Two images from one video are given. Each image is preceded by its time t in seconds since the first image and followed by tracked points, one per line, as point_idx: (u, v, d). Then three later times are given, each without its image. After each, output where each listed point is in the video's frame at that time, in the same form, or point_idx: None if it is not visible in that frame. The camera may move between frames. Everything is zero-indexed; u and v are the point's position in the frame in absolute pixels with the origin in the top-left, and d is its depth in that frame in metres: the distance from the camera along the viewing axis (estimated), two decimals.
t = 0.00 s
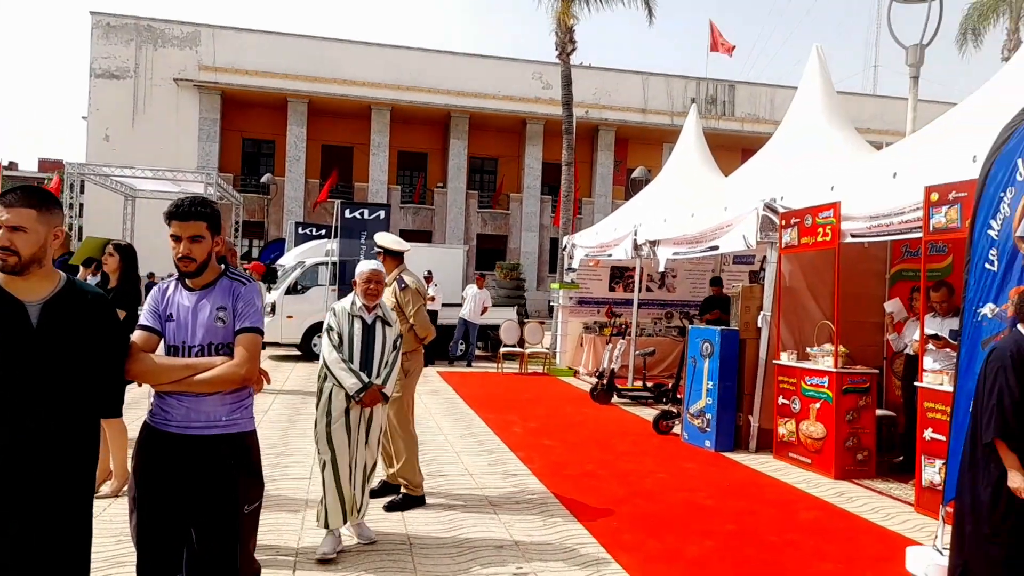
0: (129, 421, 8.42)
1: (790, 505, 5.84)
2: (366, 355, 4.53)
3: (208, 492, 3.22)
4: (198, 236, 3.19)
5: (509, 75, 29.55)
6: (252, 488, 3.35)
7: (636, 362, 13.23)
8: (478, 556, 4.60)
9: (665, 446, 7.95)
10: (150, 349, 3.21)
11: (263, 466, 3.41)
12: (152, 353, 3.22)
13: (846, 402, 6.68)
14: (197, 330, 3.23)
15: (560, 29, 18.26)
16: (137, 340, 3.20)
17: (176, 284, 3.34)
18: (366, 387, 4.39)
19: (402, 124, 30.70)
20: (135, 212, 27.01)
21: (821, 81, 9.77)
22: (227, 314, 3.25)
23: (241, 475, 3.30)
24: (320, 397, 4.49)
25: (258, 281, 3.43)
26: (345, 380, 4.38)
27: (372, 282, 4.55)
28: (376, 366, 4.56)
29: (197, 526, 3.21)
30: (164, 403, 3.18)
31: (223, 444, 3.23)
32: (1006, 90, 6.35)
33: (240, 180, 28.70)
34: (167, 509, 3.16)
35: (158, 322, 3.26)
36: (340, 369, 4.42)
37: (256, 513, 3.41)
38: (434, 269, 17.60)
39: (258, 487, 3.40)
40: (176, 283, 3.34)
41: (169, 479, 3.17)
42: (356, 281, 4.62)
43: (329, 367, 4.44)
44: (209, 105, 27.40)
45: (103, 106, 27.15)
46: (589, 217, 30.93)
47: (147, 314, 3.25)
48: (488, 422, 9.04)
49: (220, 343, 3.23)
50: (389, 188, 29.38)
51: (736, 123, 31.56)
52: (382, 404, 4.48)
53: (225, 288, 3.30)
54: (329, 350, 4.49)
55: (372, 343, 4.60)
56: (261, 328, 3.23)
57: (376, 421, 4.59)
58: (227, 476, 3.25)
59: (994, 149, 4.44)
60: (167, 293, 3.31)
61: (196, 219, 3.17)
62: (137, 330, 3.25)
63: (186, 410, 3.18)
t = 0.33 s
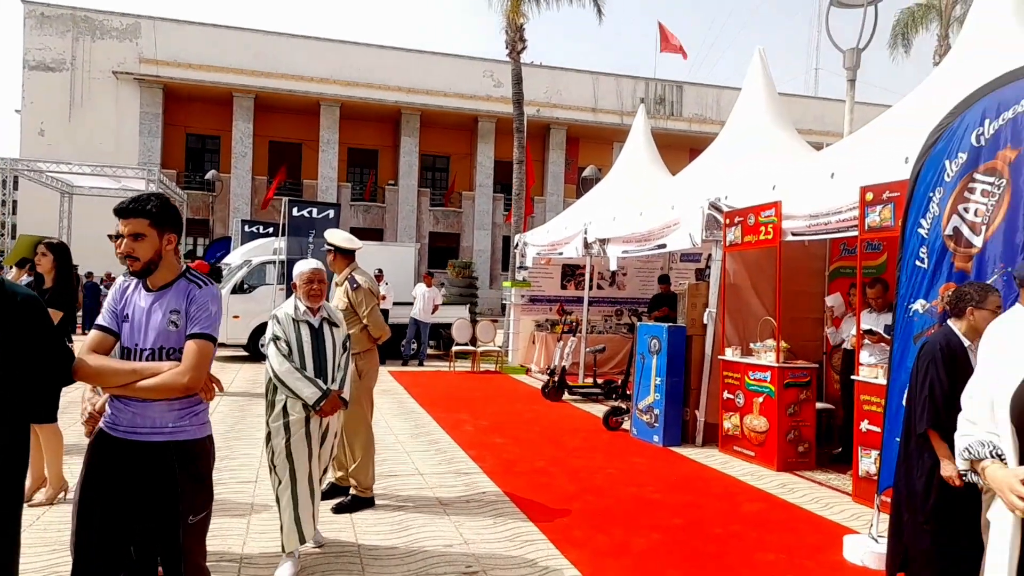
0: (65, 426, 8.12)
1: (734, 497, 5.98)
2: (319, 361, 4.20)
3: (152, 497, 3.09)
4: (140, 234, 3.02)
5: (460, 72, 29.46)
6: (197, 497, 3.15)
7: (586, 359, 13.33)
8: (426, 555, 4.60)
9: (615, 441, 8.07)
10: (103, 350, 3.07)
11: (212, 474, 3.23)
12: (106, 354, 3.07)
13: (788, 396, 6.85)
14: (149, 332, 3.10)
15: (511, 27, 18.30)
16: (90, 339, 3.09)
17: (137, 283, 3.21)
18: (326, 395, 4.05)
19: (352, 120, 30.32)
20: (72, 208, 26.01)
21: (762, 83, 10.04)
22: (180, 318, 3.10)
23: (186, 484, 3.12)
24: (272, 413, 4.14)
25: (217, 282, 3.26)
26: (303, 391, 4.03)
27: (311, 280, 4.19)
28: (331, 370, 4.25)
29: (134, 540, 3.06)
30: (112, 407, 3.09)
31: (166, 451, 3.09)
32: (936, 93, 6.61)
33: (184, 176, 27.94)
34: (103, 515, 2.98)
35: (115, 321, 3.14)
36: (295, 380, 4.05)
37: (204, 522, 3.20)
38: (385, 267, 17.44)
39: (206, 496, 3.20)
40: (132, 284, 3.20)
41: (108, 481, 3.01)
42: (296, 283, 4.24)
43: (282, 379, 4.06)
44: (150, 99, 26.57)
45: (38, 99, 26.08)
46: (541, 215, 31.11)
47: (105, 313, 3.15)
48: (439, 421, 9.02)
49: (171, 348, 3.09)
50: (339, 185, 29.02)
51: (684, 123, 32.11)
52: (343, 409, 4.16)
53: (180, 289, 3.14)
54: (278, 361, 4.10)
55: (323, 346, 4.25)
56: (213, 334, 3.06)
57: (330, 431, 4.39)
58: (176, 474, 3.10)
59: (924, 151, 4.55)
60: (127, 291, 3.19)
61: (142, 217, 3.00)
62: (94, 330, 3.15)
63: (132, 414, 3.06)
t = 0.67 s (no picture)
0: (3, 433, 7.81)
1: (685, 494, 6.09)
2: (268, 365, 4.12)
3: (100, 507, 2.91)
4: (90, 235, 2.89)
5: (417, 72, 29.32)
6: (145, 509, 2.93)
7: (543, 359, 13.41)
8: (378, 558, 4.56)
9: (571, 441, 8.14)
10: (69, 353, 2.99)
11: (167, 487, 3.02)
12: (72, 357, 2.99)
13: (738, 394, 7.00)
14: (109, 337, 2.97)
15: (467, 28, 18.28)
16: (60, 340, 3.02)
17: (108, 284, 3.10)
18: (274, 402, 3.95)
19: (307, 119, 29.90)
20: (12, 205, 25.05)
21: (715, 89, 10.24)
22: (136, 324, 2.95)
23: (132, 495, 2.90)
24: (220, 421, 4.05)
25: (181, 287, 3.07)
26: (249, 398, 3.94)
27: (256, 280, 4.09)
28: (282, 374, 4.18)
29: (80, 554, 2.86)
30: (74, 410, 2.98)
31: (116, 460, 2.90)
32: (881, 99, 6.82)
33: (131, 174, 27.19)
34: (48, 525, 2.83)
35: (85, 323, 3.04)
36: (239, 387, 3.96)
37: (156, 536, 2.99)
38: (341, 268, 17.24)
39: (157, 508, 2.98)
40: (101, 286, 3.10)
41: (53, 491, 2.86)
42: (241, 282, 4.14)
43: (228, 387, 3.96)
44: (96, 95, 25.78)
45: None
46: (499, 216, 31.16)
47: (76, 314, 3.07)
48: (395, 423, 8.96)
49: (127, 354, 2.95)
50: (294, 184, 28.61)
51: (640, 126, 32.51)
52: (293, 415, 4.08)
53: (140, 293, 2.98)
54: (222, 367, 4.00)
55: (272, 351, 4.17)
56: (166, 344, 2.89)
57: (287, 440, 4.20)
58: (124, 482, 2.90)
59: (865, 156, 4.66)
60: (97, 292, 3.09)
61: (90, 217, 2.88)
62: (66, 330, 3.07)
63: (84, 420, 2.92)
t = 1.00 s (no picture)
0: None
1: (640, 495, 6.16)
2: (231, 377, 3.98)
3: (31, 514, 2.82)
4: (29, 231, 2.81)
5: (378, 72, 29.10)
6: (78, 514, 2.85)
7: (502, 361, 13.46)
8: (331, 563, 4.51)
9: (529, 442, 8.17)
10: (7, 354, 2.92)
11: (103, 492, 2.94)
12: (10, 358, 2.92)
13: (692, 395, 7.11)
14: (46, 336, 2.89)
15: (427, 30, 18.24)
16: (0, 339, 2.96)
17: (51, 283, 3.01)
18: (228, 416, 3.77)
19: (264, 117, 29.41)
20: None
21: (671, 94, 10.41)
22: (73, 323, 2.85)
23: (63, 500, 2.82)
24: (180, 432, 3.93)
25: (123, 288, 2.97)
26: (200, 408, 3.76)
27: (231, 285, 4.02)
28: (245, 388, 4.01)
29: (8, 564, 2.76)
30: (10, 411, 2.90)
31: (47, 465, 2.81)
32: (830, 106, 6.99)
33: (80, 171, 26.41)
34: None
35: (26, 322, 2.97)
36: (195, 397, 3.80)
37: (91, 543, 2.91)
38: (297, 269, 17.01)
39: (91, 514, 2.90)
40: (45, 285, 3.02)
41: None
42: (215, 287, 4.06)
43: (184, 397, 3.83)
44: (43, 88, 24.98)
45: None
46: (459, 218, 31.14)
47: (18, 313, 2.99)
48: (352, 426, 8.87)
49: (62, 355, 2.85)
50: (250, 183, 28.15)
51: (600, 130, 32.80)
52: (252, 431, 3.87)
53: (79, 292, 2.89)
54: (183, 374, 3.90)
55: (237, 363, 4.02)
56: (100, 344, 2.79)
57: (250, 455, 3.97)
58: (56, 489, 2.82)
59: (814, 162, 4.78)
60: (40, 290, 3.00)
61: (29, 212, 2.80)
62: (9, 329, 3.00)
63: (18, 422, 2.84)
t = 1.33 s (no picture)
0: None
1: (590, 495, 6.22)
2: (203, 379, 3.87)
3: None
4: None
5: (332, 70, 28.69)
6: None
7: (456, 362, 13.44)
8: (277, 568, 4.43)
9: (481, 444, 8.16)
10: None
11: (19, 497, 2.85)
12: None
13: (643, 396, 7.19)
14: None
15: (382, 28, 18.08)
16: None
17: None
18: (198, 420, 3.65)
19: (213, 113, 28.71)
20: None
21: (623, 100, 10.55)
22: None
23: None
24: (141, 438, 3.78)
25: (40, 282, 2.86)
26: (169, 410, 3.64)
27: (210, 281, 3.91)
28: (217, 393, 3.90)
29: None
30: None
31: None
32: (777, 114, 7.17)
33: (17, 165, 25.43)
34: None
35: None
36: (164, 398, 3.67)
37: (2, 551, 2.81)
38: (247, 268, 16.66)
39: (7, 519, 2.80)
40: None
41: None
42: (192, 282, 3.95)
43: (150, 397, 3.70)
44: None
45: None
46: (414, 218, 30.98)
47: None
48: (301, 428, 8.72)
49: None
50: (198, 180, 27.50)
51: (555, 133, 32.98)
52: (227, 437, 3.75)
53: None
54: (153, 374, 3.76)
55: (212, 364, 3.92)
56: (20, 340, 2.68)
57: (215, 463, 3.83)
58: None
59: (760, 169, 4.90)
60: None
61: None
62: None
63: None
